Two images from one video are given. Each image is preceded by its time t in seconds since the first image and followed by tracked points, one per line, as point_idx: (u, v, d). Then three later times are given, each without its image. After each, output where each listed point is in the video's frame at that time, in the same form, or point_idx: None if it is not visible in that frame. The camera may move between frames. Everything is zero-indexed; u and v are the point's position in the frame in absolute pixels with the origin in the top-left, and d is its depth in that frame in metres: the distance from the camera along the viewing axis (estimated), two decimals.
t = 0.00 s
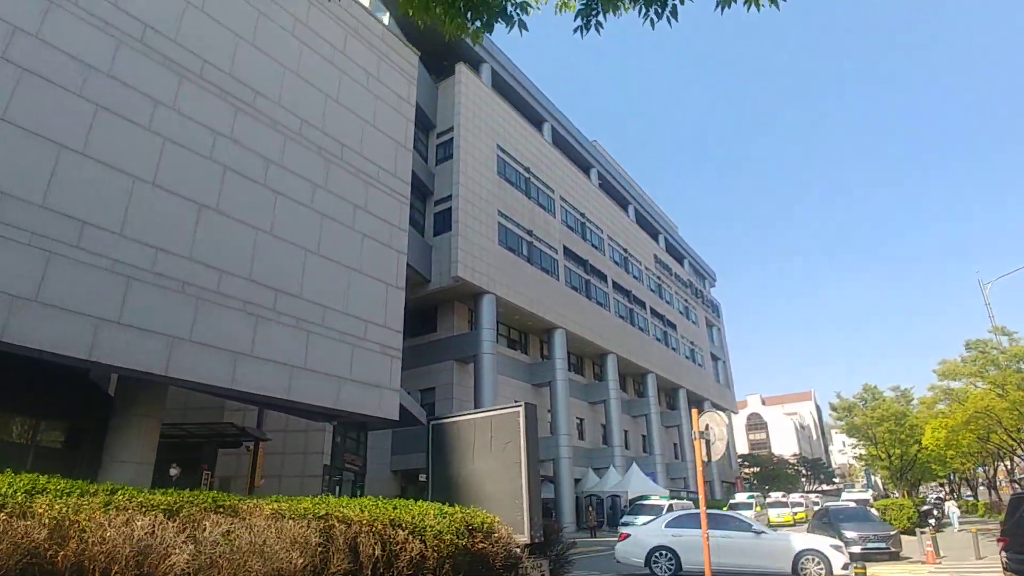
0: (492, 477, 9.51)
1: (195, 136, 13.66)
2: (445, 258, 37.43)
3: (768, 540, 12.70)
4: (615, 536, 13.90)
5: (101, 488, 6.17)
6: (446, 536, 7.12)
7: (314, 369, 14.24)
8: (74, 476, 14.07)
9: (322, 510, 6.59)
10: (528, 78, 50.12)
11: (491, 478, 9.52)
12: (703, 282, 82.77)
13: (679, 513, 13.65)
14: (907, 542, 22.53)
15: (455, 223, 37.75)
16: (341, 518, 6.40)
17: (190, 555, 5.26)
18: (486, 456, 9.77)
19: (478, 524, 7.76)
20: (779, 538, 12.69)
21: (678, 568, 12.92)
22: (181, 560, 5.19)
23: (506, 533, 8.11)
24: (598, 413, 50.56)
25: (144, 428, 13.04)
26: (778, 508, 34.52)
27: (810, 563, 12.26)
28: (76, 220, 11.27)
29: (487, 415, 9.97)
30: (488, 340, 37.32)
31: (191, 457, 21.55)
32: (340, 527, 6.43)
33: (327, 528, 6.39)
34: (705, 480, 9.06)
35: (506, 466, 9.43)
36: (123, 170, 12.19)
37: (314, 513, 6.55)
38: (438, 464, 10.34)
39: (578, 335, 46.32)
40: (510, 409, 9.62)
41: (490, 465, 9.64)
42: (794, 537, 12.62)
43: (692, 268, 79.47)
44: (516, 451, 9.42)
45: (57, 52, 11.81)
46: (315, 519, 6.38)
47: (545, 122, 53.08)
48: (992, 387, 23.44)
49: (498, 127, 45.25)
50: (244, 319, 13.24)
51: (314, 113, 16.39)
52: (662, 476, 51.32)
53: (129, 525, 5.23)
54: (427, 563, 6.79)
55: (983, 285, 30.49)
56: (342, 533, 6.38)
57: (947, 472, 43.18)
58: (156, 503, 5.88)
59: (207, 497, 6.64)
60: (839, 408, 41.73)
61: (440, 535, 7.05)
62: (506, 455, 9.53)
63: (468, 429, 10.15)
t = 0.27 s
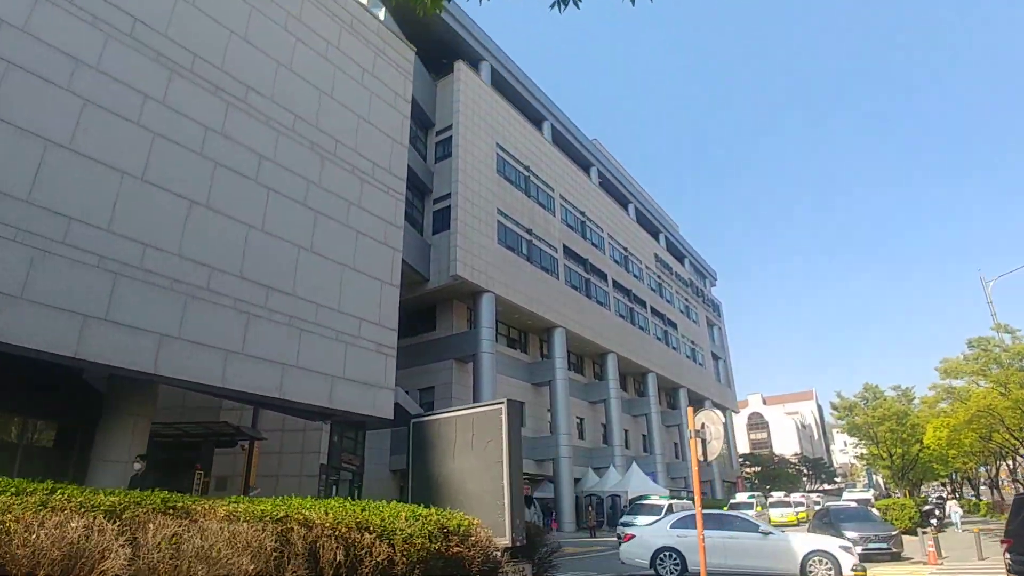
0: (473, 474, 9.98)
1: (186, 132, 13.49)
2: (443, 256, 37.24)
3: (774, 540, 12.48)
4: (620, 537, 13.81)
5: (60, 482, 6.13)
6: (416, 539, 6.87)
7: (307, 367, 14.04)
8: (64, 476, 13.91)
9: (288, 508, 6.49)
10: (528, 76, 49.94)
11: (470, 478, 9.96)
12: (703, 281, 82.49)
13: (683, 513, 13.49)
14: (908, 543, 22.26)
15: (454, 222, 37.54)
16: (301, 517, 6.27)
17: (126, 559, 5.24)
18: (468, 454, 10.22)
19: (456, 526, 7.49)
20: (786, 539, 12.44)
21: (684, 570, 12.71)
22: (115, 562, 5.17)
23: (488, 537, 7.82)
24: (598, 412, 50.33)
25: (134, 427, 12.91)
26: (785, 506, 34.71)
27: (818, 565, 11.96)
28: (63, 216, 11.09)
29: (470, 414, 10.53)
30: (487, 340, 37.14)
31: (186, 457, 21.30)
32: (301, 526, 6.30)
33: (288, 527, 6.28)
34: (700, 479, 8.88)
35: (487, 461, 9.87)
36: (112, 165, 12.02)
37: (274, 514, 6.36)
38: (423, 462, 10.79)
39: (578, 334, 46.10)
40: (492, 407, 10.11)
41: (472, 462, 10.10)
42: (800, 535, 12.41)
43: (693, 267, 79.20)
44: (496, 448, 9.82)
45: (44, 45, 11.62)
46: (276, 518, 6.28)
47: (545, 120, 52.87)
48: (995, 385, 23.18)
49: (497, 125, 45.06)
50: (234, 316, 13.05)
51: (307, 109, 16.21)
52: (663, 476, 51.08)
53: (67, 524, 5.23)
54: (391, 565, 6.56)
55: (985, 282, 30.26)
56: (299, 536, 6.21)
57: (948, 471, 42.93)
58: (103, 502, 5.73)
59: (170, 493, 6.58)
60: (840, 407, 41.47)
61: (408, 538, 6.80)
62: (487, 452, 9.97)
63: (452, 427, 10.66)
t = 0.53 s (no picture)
0: (453, 467, 8.81)
1: (174, 124, 13.28)
2: (441, 254, 37.02)
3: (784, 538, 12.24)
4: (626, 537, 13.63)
5: None
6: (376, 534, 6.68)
7: (298, 363, 13.79)
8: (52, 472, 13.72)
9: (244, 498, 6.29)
10: (527, 73, 49.74)
11: (446, 471, 8.86)
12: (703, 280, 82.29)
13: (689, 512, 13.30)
14: (908, 542, 22.07)
15: (452, 220, 37.33)
16: (255, 509, 6.06)
17: (56, 555, 4.90)
18: (445, 447, 9.08)
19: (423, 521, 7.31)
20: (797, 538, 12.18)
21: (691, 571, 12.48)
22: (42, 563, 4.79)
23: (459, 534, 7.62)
24: (597, 411, 50.15)
25: (120, 422, 12.75)
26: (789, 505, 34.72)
27: (827, 565, 11.73)
28: (47, 207, 10.87)
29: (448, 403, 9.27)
30: (485, 338, 36.91)
31: (179, 454, 21.10)
32: (255, 519, 6.08)
33: (241, 520, 6.06)
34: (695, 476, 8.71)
35: (467, 456, 8.71)
36: (99, 157, 11.80)
37: (230, 507, 6.15)
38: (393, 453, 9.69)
39: (576, 333, 45.90)
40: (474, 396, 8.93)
41: (451, 457, 8.90)
42: (806, 533, 12.22)
43: (692, 266, 79.01)
44: (477, 440, 8.70)
45: (29, 35, 11.39)
46: (229, 511, 6.05)
47: (544, 118, 52.64)
48: (995, 383, 23.00)
49: (496, 123, 44.85)
50: (223, 311, 12.81)
51: (300, 101, 15.98)
52: (662, 475, 50.84)
53: None
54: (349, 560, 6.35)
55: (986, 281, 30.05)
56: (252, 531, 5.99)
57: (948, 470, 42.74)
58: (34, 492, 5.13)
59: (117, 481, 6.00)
60: (839, 406, 41.29)
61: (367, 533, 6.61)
62: (467, 448, 8.77)
63: (427, 418, 9.44)
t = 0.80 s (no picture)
0: (431, 468, 8.76)
1: (162, 119, 13.05)
2: (438, 253, 36.80)
3: (796, 540, 11.94)
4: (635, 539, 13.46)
5: None
6: (344, 541, 5.93)
7: (288, 363, 13.57)
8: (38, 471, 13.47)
9: (192, 504, 5.57)
10: (525, 72, 49.54)
11: (424, 471, 8.82)
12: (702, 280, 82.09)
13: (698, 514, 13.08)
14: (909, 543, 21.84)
15: (449, 219, 37.11)
16: (202, 515, 5.34)
17: None
18: (423, 448, 9.07)
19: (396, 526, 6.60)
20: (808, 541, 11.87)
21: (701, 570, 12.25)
22: None
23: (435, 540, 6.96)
24: (596, 411, 49.92)
25: (107, 422, 12.50)
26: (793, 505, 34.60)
27: (840, 566, 11.46)
28: (31, 203, 10.62)
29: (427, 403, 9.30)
30: (483, 337, 36.71)
31: (172, 454, 20.81)
32: (202, 527, 5.36)
33: (185, 528, 5.35)
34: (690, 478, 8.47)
35: (446, 456, 8.67)
36: (84, 152, 11.56)
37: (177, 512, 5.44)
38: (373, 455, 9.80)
39: (575, 332, 45.68)
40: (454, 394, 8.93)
41: (429, 458, 8.87)
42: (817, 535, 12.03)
43: (691, 266, 78.80)
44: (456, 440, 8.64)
45: (14, 27, 11.14)
46: (174, 517, 5.38)
47: (542, 117, 52.44)
48: (996, 383, 22.76)
49: (494, 121, 44.63)
50: (212, 309, 12.59)
51: (291, 97, 15.77)
52: (661, 476, 50.61)
53: None
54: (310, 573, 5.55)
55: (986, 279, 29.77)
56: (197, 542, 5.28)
57: (948, 470, 42.52)
58: None
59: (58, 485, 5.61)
60: (838, 405, 41.08)
61: (335, 539, 5.86)
62: (446, 447, 8.73)
63: (408, 418, 9.55)
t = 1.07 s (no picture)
0: (407, 466, 7.93)
1: (151, 113, 12.86)
2: (435, 251, 36.62)
3: (805, 540, 11.64)
4: (642, 538, 13.29)
5: None
6: (304, 541, 5.41)
7: (278, 360, 13.37)
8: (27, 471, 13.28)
9: (139, 500, 5.23)
10: (523, 71, 49.37)
11: (400, 470, 8.00)
12: (701, 280, 81.99)
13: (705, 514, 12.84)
14: (907, 544, 21.72)
15: (446, 218, 36.94)
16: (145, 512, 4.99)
17: None
18: (400, 444, 8.23)
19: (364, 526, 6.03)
20: (817, 540, 11.58)
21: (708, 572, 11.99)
22: None
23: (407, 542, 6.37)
24: (594, 411, 49.76)
25: (93, 420, 12.33)
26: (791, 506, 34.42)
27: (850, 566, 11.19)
28: (16, 197, 10.42)
29: (404, 395, 8.44)
30: (480, 336, 36.56)
31: (165, 453, 20.61)
32: (146, 524, 5.01)
33: (128, 525, 5.02)
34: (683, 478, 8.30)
35: (422, 454, 7.82)
36: (71, 146, 11.37)
37: (119, 509, 5.09)
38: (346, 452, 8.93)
39: (572, 332, 45.51)
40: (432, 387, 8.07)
41: (405, 455, 8.04)
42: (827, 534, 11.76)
43: (690, 265, 78.69)
44: (434, 435, 7.81)
45: None
46: (116, 513, 5.05)
47: (540, 115, 52.26)
48: (996, 382, 22.58)
49: (492, 120, 44.47)
50: (200, 306, 12.40)
51: (283, 92, 15.58)
52: (659, 476, 50.46)
53: None
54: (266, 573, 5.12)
55: (985, 279, 29.59)
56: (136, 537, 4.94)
57: (947, 470, 42.42)
58: None
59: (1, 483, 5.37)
60: (837, 405, 40.95)
61: (293, 539, 5.36)
62: (422, 445, 7.88)
63: (383, 412, 8.68)
